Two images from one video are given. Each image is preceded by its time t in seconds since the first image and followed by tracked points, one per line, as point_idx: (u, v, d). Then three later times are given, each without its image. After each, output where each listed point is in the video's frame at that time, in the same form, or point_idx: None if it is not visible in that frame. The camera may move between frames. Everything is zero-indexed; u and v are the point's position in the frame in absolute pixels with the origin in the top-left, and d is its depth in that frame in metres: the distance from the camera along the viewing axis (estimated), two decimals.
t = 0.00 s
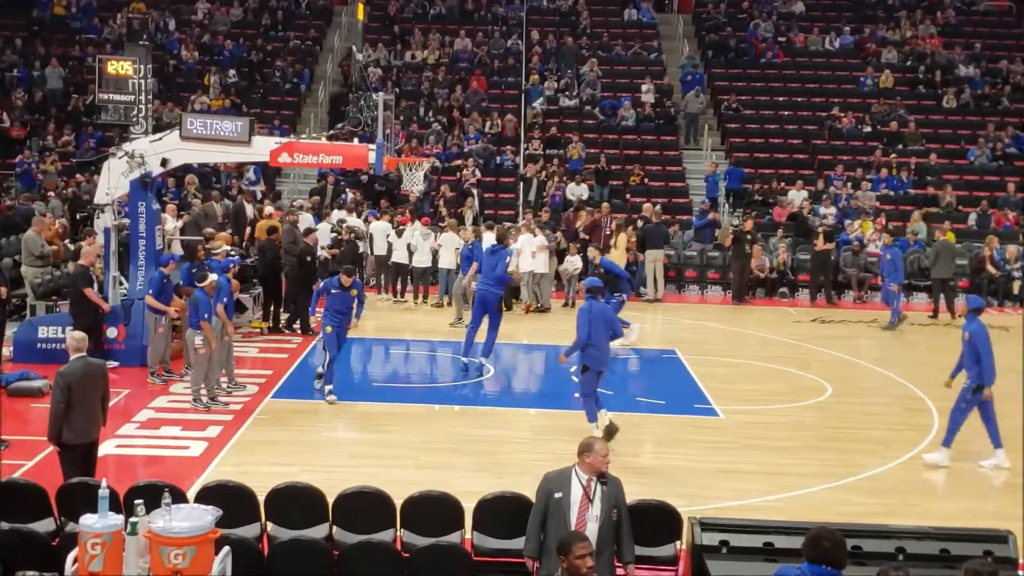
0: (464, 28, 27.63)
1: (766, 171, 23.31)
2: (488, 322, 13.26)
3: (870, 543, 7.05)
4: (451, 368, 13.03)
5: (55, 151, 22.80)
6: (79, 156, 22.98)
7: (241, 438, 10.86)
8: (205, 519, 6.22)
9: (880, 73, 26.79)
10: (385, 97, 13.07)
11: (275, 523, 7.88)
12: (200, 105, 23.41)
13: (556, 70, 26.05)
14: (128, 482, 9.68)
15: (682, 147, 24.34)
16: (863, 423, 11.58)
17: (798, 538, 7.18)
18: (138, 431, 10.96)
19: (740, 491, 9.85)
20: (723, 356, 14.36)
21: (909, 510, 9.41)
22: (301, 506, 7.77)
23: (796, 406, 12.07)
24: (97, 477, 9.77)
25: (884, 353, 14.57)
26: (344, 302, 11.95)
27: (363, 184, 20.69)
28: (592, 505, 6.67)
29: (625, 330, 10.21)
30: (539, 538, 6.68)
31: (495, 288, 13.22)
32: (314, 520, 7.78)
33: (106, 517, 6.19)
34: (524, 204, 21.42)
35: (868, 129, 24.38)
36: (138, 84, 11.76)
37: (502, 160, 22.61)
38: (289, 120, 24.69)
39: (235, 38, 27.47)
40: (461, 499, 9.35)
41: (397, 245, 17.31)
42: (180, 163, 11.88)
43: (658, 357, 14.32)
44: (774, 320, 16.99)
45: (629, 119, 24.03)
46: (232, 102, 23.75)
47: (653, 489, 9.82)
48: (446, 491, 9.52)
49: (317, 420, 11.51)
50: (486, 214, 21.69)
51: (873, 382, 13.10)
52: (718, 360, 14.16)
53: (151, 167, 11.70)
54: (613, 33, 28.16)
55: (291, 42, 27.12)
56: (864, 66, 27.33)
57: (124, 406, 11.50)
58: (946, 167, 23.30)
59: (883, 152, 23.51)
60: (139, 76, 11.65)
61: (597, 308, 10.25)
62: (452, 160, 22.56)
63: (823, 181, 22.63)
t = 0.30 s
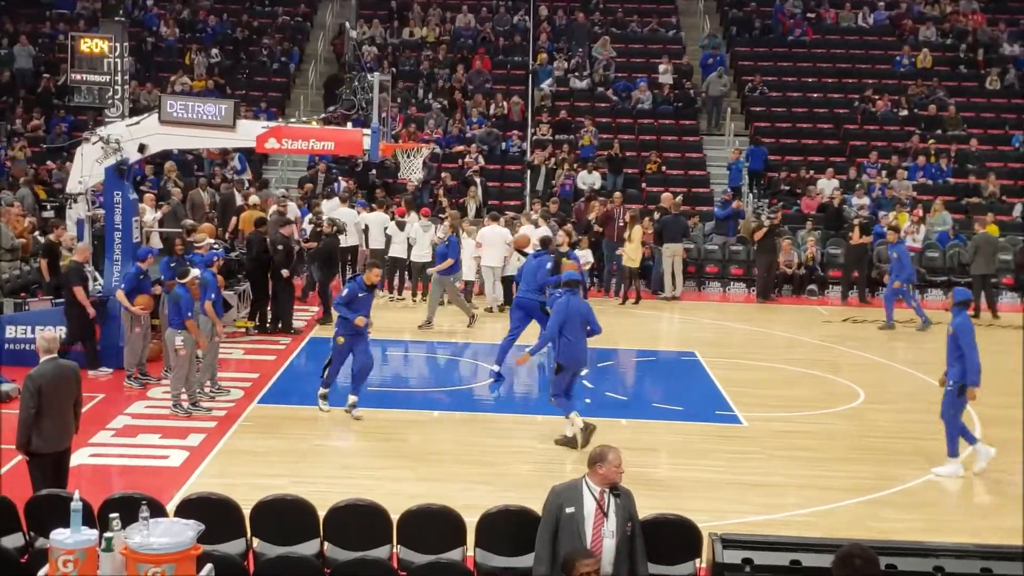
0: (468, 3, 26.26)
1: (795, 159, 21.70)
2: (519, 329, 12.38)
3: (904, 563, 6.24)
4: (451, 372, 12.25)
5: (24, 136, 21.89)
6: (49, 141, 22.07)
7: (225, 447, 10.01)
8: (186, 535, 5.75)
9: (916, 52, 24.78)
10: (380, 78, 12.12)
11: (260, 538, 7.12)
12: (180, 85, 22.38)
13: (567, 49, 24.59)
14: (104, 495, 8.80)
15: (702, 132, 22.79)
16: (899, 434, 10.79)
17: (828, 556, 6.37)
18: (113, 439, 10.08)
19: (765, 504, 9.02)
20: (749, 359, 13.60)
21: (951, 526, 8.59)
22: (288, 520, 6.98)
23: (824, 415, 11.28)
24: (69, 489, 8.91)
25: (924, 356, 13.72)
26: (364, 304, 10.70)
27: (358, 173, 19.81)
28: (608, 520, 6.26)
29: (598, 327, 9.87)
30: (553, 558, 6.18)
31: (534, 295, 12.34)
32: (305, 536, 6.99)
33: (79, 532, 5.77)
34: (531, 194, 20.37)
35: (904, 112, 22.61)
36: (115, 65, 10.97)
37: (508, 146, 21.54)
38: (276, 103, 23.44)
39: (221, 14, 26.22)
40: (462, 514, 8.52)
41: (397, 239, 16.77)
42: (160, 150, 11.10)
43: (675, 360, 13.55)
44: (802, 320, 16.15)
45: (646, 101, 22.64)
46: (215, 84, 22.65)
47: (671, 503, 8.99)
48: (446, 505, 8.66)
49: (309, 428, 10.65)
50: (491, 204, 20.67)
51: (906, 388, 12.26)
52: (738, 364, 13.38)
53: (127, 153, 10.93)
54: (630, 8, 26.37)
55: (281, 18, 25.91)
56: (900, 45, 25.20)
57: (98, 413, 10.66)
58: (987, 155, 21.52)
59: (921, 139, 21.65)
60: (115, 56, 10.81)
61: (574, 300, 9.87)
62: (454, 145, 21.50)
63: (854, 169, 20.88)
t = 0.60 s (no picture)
0: None
1: (809, 150, 21.06)
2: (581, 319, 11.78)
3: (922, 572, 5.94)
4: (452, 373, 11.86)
5: (5, 126, 21.31)
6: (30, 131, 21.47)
7: (214, 451, 9.56)
8: (172, 541, 5.66)
9: (938, 38, 24.13)
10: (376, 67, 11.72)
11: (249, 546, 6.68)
12: (167, 72, 21.86)
13: (572, 35, 23.98)
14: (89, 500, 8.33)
15: (713, 122, 22.28)
16: (916, 441, 10.39)
17: (843, 565, 5.99)
18: (97, 443, 9.63)
19: (777, 510, 8.59)
20: (761, 359, 13.19)
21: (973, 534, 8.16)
22: (276, 528, 6.53)
23: (838, 418, 10.88)
24: (51, 494, 8.45)
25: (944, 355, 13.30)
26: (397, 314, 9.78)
27: (354, 165, 19.33)
28: (614, 527, 5.83)
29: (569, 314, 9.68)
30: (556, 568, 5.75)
31: (590, 283, 11.84)
32: (296, 544, 6.57)
33: (61, 539, 5.63)
34: (534, 186, 19.88)
35: (925, 100, 22.01)
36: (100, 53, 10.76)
37: (510, 137, 21.03)
38: (267, 91, 22.83)
39: None
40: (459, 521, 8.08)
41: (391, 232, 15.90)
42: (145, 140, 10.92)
43: (684, 360, 13.14)
44: (817, 320, 15.73)
45: (654, 90, 22.12)
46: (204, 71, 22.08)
47: (679, 510, 8.56)
48: (443, 512, 8.21)
49: (301, 431, 10.21)
50: (492, 196, 20.20)
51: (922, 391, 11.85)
52: (748, 364, 12.96)
53: (112, 144, 10.72)
54: None
55: (273, 3, 25.30)
56: (920, 32, 24.55)
57: (82, 416, 10.22)
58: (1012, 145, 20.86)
59: (943, 129, 21.13)
60: (99, 41, 10.64)
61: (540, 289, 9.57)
62: (454, 136, 20.98)
63: (873, 161, 20.37)
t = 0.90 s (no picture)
0: None
1: (813, 143, 20.83)
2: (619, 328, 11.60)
3: None
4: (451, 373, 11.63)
5: None
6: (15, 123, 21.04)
7: (204, 453, 9.25)
8: (160, 548, 5.45)
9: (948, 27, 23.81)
10: (369, 57, 11.45)
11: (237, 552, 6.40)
12: (156, 63, 21.51)
13: (571, 26, 23.67)
14: (71, 505, 8.04)
15: (717, 114, 21.97)
16: (925, 440, 10.12)
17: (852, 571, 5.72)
18: (81, 445, 9.31)
19: (783, 514, 8.32)
20: (765, 358, 12.93)
21: (985, 539, 7.89)
22: (265, 532, 6.25)
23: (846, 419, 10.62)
24: (34, 498, 8.14)
25: (952, 353, 13.05)
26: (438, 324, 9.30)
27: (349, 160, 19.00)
28: (613, 531, 5.61)
29: (529, 302, 9.60)
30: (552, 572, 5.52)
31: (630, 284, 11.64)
32: (287, 548, 6.26)
33: (45, 546, 5.43)
34: (533, 181, 19.60)
35: (933, 92, 21.78)
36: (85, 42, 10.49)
37: (509, 130, 20.74)
38: (258, 82, 22.45)
39: None
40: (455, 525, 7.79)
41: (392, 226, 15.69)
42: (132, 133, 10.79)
43: (688, 359, 12.87)
44: (824, 318, 15.47)
45: (657, 82, 21.89)
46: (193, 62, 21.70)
47: (683, 514, 8.27)
48: (440, 516, 7.91)
49: (294, 434, 9.90)
50: (491, 190, 19.91)
51: (932, 391, 11.58)
52: (753, 363, 12.70)
53: (97, 137, 10.63)
54: None
55: None
56: (929, 21, 24.22)
57: (68, 417, 9.91)
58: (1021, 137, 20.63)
59: (953, 121, 20.89)
60: (84, 31, 10.30)
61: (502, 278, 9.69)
62: (452, 128, 20.65)
63: (881, 153, 20.14)
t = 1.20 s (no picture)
0: None
1: (812, 138, 20.82)
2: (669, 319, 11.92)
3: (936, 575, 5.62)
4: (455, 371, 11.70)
5: None
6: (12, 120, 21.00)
7: (201, 451, 9.19)
8: (157, 546, 5.36)
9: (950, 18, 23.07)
10: (367, 50, 11.35)
11: (234, 550, 6.34)
12: (152, 59, 21.44)
13: (570, 19, 23.52)
14: (69, 503, 7.99)
15: (716, 109, 21.91)
16: (927, 435, 10.06)
17: (852, 568, 5.66)
18: (78, 443, 9.25)
19: (783, 510, 8.26)
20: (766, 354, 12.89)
21: (987, 535, 7.84)
22: (263, 530, 6.19)
23: (847, 414, 10.57)
24: (30, 496, 8.08)
25: (953, 347, 13.00)
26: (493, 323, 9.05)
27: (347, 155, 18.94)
28: (612, 528, 5.56)
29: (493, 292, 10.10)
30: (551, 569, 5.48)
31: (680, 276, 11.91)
32: (285, 545, 6.20)
33: (41, 544, 5.35)
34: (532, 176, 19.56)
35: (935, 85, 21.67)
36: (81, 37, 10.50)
37: (507, 125, 20.68)
38: (255, 77, 22.36)
39: None
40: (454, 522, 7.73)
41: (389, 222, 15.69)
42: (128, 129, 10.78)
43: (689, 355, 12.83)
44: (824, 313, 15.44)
45: (656, 76, 21.83)
46: (190, 57, 21.64)
47: (683, 510, 8.22)
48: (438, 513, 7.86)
49: (292, 431, 9.84)
50: (489, 186, 19.87)
51: (933, 386, 11.54)
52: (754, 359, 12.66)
53: (94, 133, 10.65)
54: None
55: None
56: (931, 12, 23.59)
57: (65, 415, 9.85)
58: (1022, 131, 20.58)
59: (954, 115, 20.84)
60: (80, 26, 10.27)
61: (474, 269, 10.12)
62: (451, 123, 20.59)
63: (881, 147, 20.12)
